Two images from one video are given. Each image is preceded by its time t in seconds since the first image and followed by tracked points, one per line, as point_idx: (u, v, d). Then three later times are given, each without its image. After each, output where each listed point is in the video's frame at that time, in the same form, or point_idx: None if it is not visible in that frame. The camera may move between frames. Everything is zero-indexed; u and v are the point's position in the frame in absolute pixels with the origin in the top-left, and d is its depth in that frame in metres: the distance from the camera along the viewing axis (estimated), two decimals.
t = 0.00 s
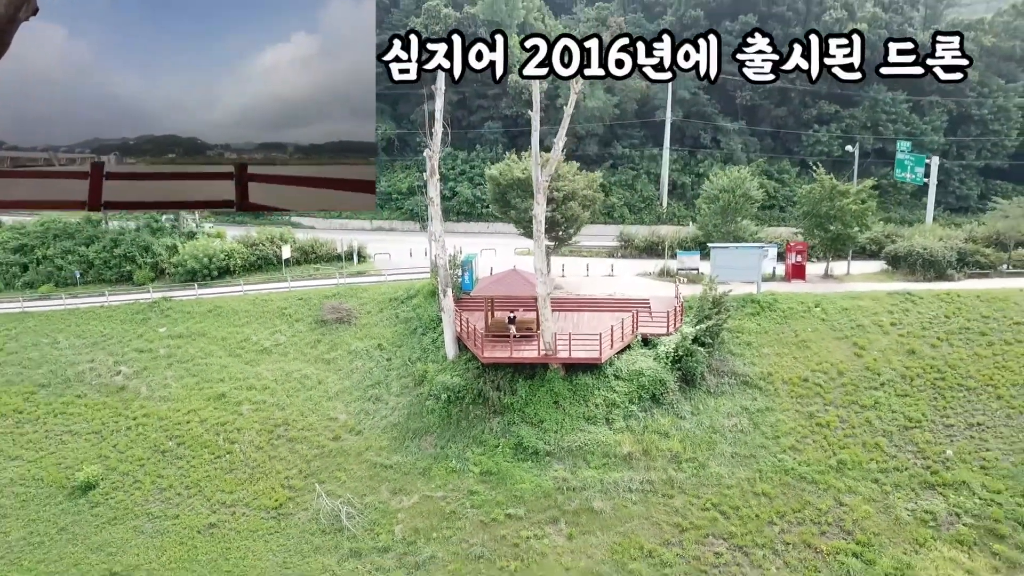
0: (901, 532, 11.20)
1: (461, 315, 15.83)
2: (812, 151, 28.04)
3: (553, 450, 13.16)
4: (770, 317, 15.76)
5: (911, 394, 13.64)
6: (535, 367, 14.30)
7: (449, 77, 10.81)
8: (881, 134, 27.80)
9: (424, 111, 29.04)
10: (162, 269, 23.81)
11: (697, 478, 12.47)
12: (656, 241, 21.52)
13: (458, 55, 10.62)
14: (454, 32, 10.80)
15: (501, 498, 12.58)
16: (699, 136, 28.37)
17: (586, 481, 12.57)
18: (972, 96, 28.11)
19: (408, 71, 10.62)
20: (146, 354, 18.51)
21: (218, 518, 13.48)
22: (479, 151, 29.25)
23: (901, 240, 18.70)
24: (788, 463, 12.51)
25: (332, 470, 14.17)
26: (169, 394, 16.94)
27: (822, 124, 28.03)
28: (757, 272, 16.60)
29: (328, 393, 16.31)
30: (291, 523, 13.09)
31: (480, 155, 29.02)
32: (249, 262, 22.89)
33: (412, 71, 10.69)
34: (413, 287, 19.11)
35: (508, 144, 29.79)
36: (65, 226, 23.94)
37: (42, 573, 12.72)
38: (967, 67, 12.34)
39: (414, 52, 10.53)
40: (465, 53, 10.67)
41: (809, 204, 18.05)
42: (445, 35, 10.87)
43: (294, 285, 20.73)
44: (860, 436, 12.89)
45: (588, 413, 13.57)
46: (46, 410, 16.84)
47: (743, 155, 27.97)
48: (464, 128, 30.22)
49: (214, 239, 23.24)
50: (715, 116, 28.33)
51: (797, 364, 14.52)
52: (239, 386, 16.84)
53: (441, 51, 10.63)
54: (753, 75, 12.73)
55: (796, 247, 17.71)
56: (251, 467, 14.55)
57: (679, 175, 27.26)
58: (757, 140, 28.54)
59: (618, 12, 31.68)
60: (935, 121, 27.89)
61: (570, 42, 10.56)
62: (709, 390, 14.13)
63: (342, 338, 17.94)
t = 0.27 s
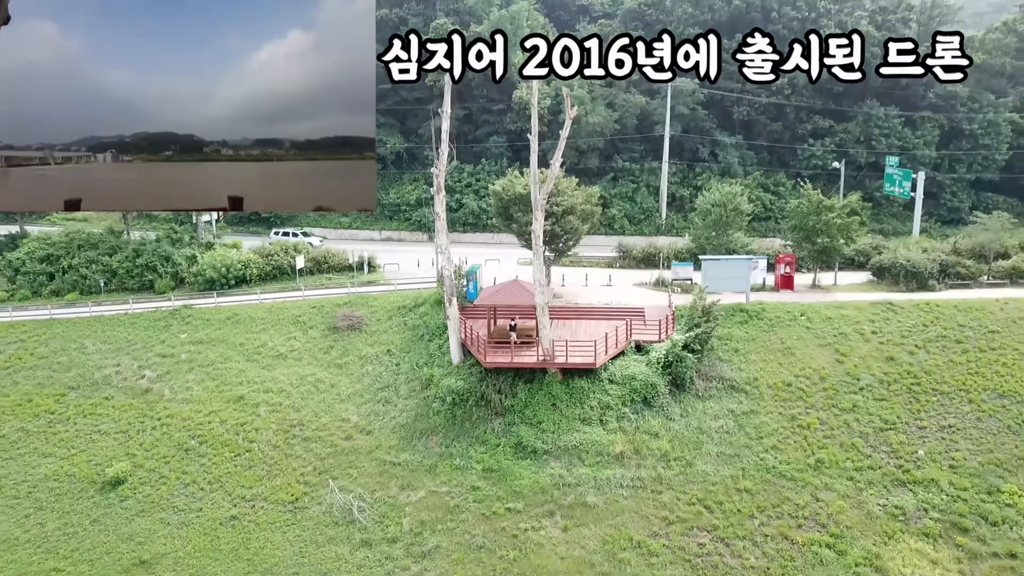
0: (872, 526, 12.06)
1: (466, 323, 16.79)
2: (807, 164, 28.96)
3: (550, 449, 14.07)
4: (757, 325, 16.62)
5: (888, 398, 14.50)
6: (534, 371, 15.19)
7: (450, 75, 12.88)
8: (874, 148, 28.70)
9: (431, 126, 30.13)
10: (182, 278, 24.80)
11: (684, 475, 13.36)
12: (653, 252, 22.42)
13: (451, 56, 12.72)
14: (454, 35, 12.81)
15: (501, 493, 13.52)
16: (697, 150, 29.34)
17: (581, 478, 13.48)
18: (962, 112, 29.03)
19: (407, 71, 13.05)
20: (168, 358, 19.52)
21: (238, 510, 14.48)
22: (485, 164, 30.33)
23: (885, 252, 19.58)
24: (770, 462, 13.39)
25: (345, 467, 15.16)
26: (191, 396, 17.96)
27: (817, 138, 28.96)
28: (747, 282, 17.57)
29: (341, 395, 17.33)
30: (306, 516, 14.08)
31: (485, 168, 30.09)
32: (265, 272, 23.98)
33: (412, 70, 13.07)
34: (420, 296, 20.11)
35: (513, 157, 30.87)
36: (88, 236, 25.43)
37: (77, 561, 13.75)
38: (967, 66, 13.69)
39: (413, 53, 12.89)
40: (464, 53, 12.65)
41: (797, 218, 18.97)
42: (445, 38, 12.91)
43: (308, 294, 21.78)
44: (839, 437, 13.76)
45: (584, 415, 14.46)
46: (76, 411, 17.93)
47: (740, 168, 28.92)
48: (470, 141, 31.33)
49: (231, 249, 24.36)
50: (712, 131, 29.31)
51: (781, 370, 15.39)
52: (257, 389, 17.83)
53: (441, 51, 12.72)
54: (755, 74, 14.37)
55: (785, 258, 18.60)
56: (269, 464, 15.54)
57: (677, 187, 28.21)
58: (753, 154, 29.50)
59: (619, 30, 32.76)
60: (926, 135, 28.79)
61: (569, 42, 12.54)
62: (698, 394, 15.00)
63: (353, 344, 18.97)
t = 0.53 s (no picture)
0: (848, 521, 12.93)
1: (470, 331, 17.76)
2: (802, 177, 29.87)
3: (548, 450, 14.98)
4: (747, 333, 17.50)
5: (868, 403, 15.36)
6: (534, 377, 16.11)
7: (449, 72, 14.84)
8: (867, 161, 29.60)
9: (438, 140, 31.21)
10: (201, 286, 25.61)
11: (674, 474, 14.26)
12: (650, 263, 23.33)
13: (450, 55, 14.73)
14: (454, 35, 14.74)
15: (502, 490, 14.46)
16: (695, 163, 30.31)
17: (577, 476, 14.40)
18: (954, 127, 29.87)
19: (409, 70, 15.05)
20: (189, 363, 20.44)
21: (256, 506, 15.45)
22: (490, 177, 31.39)
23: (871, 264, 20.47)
24: (754, 462, 14.27)
25: (356, 465, 16.13)
26: (210, 399, 18.86)
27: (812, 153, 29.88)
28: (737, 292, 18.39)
29: (352, 399, 18.32)
30: (320, 511, 15.05)
31: (491, 181, 31.14)
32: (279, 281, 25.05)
33: (412, 69, 15.06)
34: (428, 305, 21.11)
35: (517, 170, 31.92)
36: (110, 248, 26.76)
37: (108, 552, 14.80)
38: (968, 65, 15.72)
39: (413, 53, 14.89)
40: (463, 53, 14.62)
41: (786, 231, 19.90)
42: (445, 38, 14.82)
43: (320, 302, 22.82)
44: (820, 439, 14.63)
45: (580, 418, 15.35)
46: (102, 413, 18.91)
47: (737, 181, 29.85)
48: (476, 155, 32.41)
49: (247, 259, 25.41)
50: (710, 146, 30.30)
51: (768, 376, 16.28)
52: (273, 393, 18.76)
53: (441, 51, 14.70)
54: (755, 73, 16.12)
55: (774, 270, 19.48)
56: (285, 463, 16.47)
57: (676, 200, 29.16)
58: (750, 167, 30.44)
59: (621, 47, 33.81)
60: (918, 150, 29.67)
61: (569, 42, 14.47)
62: (689, 399, 15.88)
63: (364, 351, 19.98)
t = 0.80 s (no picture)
0: (826, 518, 13.83)
1: (473, 338, 18.72)
2: (797, 190, 30.78)
3: (547, 451, 15.92)
4: (736, 341, 18.41)
5: (849, 407, 16.24)
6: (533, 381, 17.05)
7: (449, 72, 15.01)
8: (860, 175, 30.50)
9: (444, 154, 32.33)
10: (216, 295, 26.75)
11: (664, 474, 15.19)
12: (647, 273, 24.26)
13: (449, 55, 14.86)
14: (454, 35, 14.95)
15: (503, 488, 15.41)
16: (693, 176, 31.31)
17: (573, 475, 15.33)
18: (944, 141, 30.81)
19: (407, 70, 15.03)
20: (206, 368, 21.43)
21: (272, 502, 16.42)
22: (494, 189, 32.46)
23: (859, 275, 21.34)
24: (740, 462, 15.17)
25: (366, 465, 17.11)
26: (228, 402, 19.84)
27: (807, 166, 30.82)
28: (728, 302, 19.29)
29: (362, 402, 19.32)
30: (332, 508, 16.02)
31: (495, 193, 32.21)
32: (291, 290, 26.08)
33: (411, 70, 15.02)
34: (434, 313, 22.10)
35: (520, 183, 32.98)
36: (129, 258, 27.85)
37: (134, 544, 15.81)
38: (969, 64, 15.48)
39: (413, 52, 14.77)
40: (463, 53, 14.82)
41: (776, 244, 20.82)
42: (445, 39, 15.05)
43: (331, 310, 23.85)
44: (803, 441, 15.52)
45: (577, 421, 16.27)
46: (124, 415, 19.88)
47: (734, 194, 30.81)
48: (481, 168, 33.49)
49: (260, 269, 26.45)
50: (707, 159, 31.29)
51: (755, 382, 17.17)
52: (287, 397, 19.79)
53: (441, 51, 14.85)
54: (755, 73, 15.86)
55: (765, 280, 20.39)
56: (298, 463, 17.45)
57: (674, 212, 30.13)
58: (746, 180, 31.39)
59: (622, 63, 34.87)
60: (910, 164, 30.56)
61: (568, 42, 14.41)
62: (680, 403, 16.79)
63: (373, 357, 20.99)
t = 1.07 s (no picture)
0: (808, 515, 14.73)
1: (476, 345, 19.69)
2: (791, 202, 31.67)
3: (545, 452, 16.82)
4: (727, 349, 19.32)
5: (832, 412, 17.12)
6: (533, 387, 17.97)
7: (449, 71, 16.09)
8: (853, 187, 31.42)
9: (450, 168, 33.44)
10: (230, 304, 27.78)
11: (656, 474, 16.10)
12: (644, 283, 25.20)
13: (449, 55, 15.93)
14: (453, 36, 15.98)
15: (503, 487, 16.33)
16: (690, 189, 32.28)
17: (570, 475, 16.26)
18: (935, 154, 31.69)
19: (407, 71, 16.23)
20: (223, 374, 22.31)
21: (286, 501, 17.39)
22: (498, 201, 33.48)
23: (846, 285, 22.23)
24: (728, 463, 16.08)
25: (374, 465, 18.06)
26: (243, 406, 20.81)
27: (801, 180, 31.77)
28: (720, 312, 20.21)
29: (371, 406, 20.29)
30: (343, 505, 16.97)
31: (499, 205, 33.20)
32: (303, 298, 27.02)
33: (411, 69, 16.20)
34: (439, 322, 23.06)
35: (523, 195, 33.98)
36: (146, 268, 28.96)
37: (156, 539, 16.88)
38: (968, 65, 16.54)
39: (413, 53, 16.00)
40: (462, 52, 15.88)
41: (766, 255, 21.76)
42: (445, 40, 16.08)
43: (341, 318, 24.87)
44: (789, 444, 16.40)
45: (574, 424, 17.18)
46: (145, 418, 20.78)
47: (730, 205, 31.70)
48: (485, 180, 34.53)
49: (273, 279, 27.46)
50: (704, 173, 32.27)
51: (744, 388, 18.07)
52: (299, 401, 20.78)
53: (441, 51, 15.89)
54: (755, 73, 16.84)
55: (755, 291, 21.30)
56: (311, 463, 18.43)
57: (672, 223, 31.04)
58: (743, 192, 32.32)
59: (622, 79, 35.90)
60: (902, 177, 31.44)
61: (568, 42, 15.44)
62: (671, 408, 17.68)
63: (381, 364, 21.98)
